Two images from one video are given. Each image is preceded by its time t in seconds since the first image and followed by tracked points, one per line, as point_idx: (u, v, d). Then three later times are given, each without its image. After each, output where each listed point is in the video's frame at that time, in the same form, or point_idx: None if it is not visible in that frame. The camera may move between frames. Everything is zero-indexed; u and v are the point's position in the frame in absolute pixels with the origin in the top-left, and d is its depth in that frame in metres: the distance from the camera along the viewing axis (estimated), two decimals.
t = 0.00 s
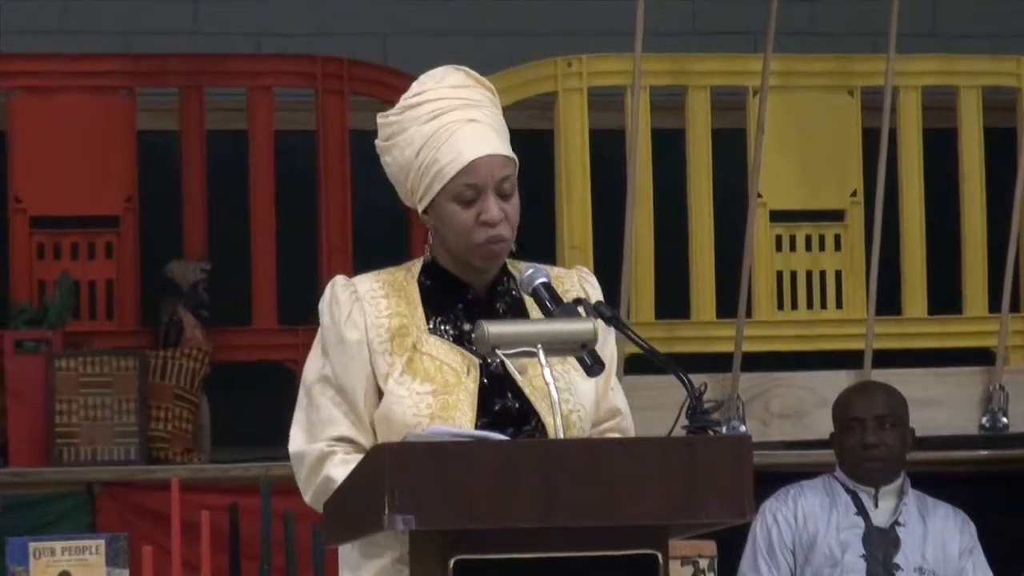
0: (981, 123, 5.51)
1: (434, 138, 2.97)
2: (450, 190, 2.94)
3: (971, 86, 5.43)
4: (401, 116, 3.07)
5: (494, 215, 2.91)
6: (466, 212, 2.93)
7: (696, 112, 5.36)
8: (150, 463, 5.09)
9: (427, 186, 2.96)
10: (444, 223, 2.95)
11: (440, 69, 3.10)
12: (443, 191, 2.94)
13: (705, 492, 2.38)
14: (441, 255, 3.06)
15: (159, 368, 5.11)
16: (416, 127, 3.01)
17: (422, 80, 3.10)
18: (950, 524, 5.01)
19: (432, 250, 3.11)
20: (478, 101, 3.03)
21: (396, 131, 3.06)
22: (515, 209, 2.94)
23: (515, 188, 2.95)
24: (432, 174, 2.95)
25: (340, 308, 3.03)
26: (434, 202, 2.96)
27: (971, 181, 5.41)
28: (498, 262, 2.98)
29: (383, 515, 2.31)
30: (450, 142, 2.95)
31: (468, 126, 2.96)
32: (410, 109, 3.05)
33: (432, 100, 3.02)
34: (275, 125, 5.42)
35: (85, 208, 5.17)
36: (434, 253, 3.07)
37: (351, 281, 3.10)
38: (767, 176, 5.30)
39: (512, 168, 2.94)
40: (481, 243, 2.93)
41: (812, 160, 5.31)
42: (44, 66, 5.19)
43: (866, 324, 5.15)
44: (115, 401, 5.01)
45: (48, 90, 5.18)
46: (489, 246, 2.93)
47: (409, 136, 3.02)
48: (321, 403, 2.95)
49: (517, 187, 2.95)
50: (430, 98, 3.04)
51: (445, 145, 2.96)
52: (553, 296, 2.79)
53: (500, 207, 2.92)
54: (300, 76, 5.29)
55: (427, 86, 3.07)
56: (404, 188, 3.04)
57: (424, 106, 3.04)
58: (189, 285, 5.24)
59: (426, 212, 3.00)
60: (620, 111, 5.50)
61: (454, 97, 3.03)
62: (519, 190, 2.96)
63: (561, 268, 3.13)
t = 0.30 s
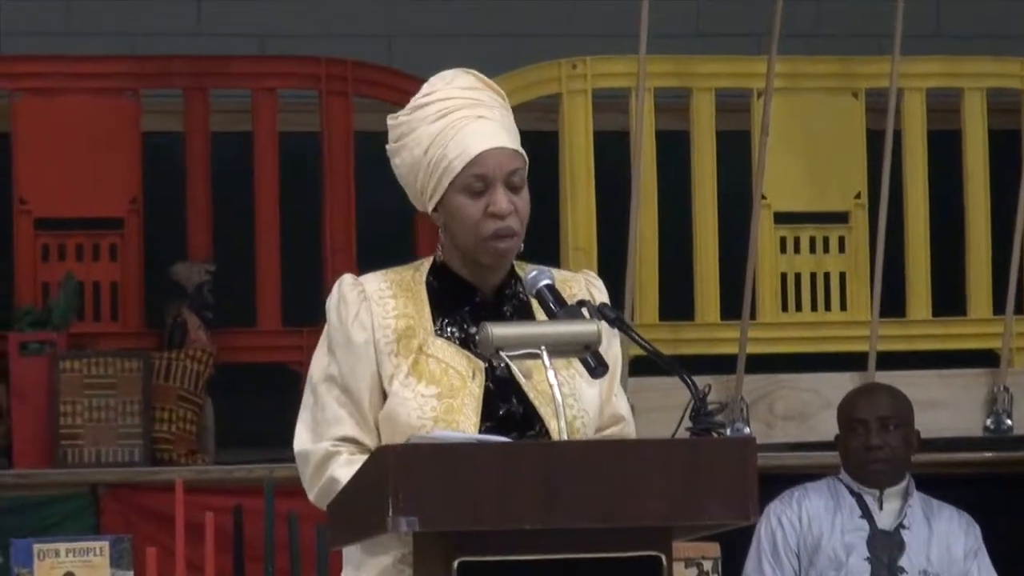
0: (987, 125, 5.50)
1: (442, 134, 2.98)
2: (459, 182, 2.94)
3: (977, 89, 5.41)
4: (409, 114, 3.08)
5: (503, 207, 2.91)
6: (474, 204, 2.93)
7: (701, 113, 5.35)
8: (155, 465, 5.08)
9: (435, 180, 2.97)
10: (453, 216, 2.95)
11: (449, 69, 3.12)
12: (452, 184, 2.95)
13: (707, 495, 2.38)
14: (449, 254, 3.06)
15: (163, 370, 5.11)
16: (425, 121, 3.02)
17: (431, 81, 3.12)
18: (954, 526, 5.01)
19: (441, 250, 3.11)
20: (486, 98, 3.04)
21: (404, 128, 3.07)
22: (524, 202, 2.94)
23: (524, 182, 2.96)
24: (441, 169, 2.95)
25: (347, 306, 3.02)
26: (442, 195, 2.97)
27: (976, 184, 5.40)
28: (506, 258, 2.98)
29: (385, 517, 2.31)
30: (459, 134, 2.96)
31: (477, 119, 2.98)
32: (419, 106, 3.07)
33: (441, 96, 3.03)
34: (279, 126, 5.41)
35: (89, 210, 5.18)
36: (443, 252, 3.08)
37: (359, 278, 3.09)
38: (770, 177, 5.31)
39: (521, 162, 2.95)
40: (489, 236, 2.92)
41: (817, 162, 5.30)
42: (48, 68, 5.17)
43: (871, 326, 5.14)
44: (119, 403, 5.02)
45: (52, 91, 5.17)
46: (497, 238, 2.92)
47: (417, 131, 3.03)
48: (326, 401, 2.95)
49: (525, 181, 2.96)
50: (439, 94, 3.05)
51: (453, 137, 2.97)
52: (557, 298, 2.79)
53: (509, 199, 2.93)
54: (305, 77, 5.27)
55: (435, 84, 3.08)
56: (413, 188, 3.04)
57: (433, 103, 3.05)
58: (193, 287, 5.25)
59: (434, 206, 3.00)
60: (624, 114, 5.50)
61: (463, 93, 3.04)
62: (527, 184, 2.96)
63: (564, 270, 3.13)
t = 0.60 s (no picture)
0: (992, 126, 5.51)
1: (450, 130, 2.99)
2: (467, 174, 2.95)
3: (981, 89, 5.44)
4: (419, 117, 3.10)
5: (510, 196, 2.91)
6: (482, 195, 2.93)
7: (704, 113, 5.37)
8: (158, 466, 5.09)
9: (443, 173, 2.97)
10: (462, 209, 2.95)
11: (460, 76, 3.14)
12: (460, 175, 2.95)
13: (713, 498, 2.39)
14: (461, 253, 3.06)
15: (167, 371, 5.11)
16: (433, 119, 3.04)
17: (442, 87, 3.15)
18: (958, 528, 5.00)
19: (454, 252, 3.10)
20: (495, 98, 3.06)
21: (413, 129, 3.08)
22: (533, 195, 2.94)
23: (533, 175, 2.96)
24: (450, 163, 2.96)
25: (361, 303, 3.02)
26: (451, 188, 2.97)
27: (980, 187, 5.41)
28: (516, 253, 2.97)
29: (390, 518, 2.31)
30: (466, 128, 2.98)
31: (485, 114, 2.99)
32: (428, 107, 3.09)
33: (451, 96, 3.05)
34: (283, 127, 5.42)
35: (93, 211, 5.18)
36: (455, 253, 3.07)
37: (372, 276, 3.09)
38: (772, 179, 5.31)
39: (530, 154, 2.95)
40: (497, 226, 2.92)
41: (821, 164, 5.31)
42: (53, 69, 5.17)
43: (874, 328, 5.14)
44: (122, 404, 5.03)
45: (55, 93, 5.17)
46: (505, 228, 2.91)
47: (425, 130, 3.05)
48: (336, 396, 2.94)
49: (535, 175, 2.96)
50: (448, 95, 3.07)
51: (461, 130, 2.98)
52: (562, 299, 2.79)
53: (517, 190, 2.93)
54: (308, 78, 5.31)
55: (447, 87, 3.11)
56: (423, 189, 3.05)
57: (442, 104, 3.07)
58: (197, 288, 5.23)
59: (442, 201, 3.00)
60: (628, 115, 5.50)
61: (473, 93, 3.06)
62: (537, 177, 2.96)
63: (569, 272, 3.13)
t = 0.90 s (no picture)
0: (995, 128, 5.50)
1: (455, 133, 3.00)
2: (472, 176, 2.95)
3: (985, 91, 5.43)
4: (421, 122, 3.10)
5: (515, 198, 2.91)
6: (487, 197, 2.93)
7: (708, 115, 5.35)
8: (161, 468, 5.09)
9: (447, 175, 2.98)
10: (466, 211, 2.95)
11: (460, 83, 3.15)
12: (464, 178, 2.96)
13: (717, 499, 2.39)
14: (465, 258, 3.06)
15: (170, 373, 5.11)
16: (436, 124, 3.04)
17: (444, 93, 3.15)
18: (961, 531, 5.00)
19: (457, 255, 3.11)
20: (500, 102, 3.07)
21: (415, 135, 3.09)
22: (538, 197, 2.94)
23: (538, 178, 2.96)
24: (454, 164, 2.96)
25: (361, 305, 3.03)
26: (455, 191, 2.97)
27: (983, 188, 5.39)
28: (520, 256, 2.97)
29: (393, 520, 2.31)
30: (470, 131, 2.98)
31: (489, 118, 3.00)
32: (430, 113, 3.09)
33: (453, 101, 3.06)
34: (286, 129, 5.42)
35: (95, 213, 5.18)
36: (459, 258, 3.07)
37: (374, 278, 3.10)
38: (777, 183, 5.31)
39: (535, 157, 2.96)
40: (501, 229, 2.92)
41: (824, 165, 5.31)
42: (56, 71, 5.19)
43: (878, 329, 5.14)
44: (125, 406, 5.03)
45: (59, 95, 5.18)
46: (510, 231, 2.91)
47: (428, 134, 3.05)
48: (341, 399, 2.95)
49: (540, 178, 2.97)
50: (449, 100, 3.07)
51: (466, 133, 2.98)
52: (565, 302, 2.79)
53: (522, 192, 2.93)
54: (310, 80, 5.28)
55: (449, 92, 3.11)
56: (427, 192, 3.05)
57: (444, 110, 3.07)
58: (200, 290, 5.24)
59: (446, 205, 3.01)
60: (631, 117, 5.50)
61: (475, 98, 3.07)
62: (541, 180, 2.97)
63: (569, 275, 3.12)
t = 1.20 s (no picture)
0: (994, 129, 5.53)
1: (461, 134, 3.00)
2: (477, 178, 2.95)
3: (984, 92, 5.44)
4: (427, 122, 3.10)
5: (520, 201, 2.91)
6: (492, 199, 2.93)
7: (708, 116, 5.39)
8: (163, 469, 5.11)
9: (452, 177, 2.97)
10: (470, 213, 2.95)
11: (466, 83, 3.14)
12: (470, 180, 2.95)
13: (718, 500, 2.39)
14: (467, 259, 3.06)
15: (172, 375, 5.13)
16: (442, 125, 3.04)
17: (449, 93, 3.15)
18: (963, 532, 5.00)
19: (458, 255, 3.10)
20: (505, 104, 3.07)
21: (421, 134, 3.08)
22: (542, 200, 2.94)
23: (542, 181, 2.96)
24: (460, 166, 2.96)
25: (358, 306, 3.03)
26: (460, 193, 2.97)
27: (985, 188, 5.42)
28: (523, 259, 2.97)
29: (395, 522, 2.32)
30: (476, 133, 2.98)
31: (495, 120, 2.99)
32: (437, 113, 3.09)
33: (460, 102, 3.05)
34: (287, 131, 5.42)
35: (96, 216, 5.18)
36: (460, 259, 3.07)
37: (372, 280, 3.10)
38: (778, 184, 5.30)
39: (540, 161, 2.96)
40: (505, 232, 2.92)
41: (826, 167, 5.31)
42: (56, 73, 5.19)
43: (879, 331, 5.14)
44: (127, 408, 5.07)
45: (60, 97, 5.18)
46: (514, 234, 2.91)
47: (434, 135, 3.05)
48: (340, 401, 2.95)
49: (544, 181, 2.96)
50: (456, 102, 3.07)
51: (472, 135, 2.98)
52: (566, 303, 2.79)
53: (527, 195, 2.93)
54: (312, 82, 5.32)
55: (455, 93, 3.11)
56: (430, 191, 3.05)
57: (450, 111, 3.06)
58: (201, 291, 5.23)
59: (451, 206, 3.01)
60: (632, 118, 5.50)
61: (482, 100, 3.07)
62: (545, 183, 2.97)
63: (573, 277, 3.13)
